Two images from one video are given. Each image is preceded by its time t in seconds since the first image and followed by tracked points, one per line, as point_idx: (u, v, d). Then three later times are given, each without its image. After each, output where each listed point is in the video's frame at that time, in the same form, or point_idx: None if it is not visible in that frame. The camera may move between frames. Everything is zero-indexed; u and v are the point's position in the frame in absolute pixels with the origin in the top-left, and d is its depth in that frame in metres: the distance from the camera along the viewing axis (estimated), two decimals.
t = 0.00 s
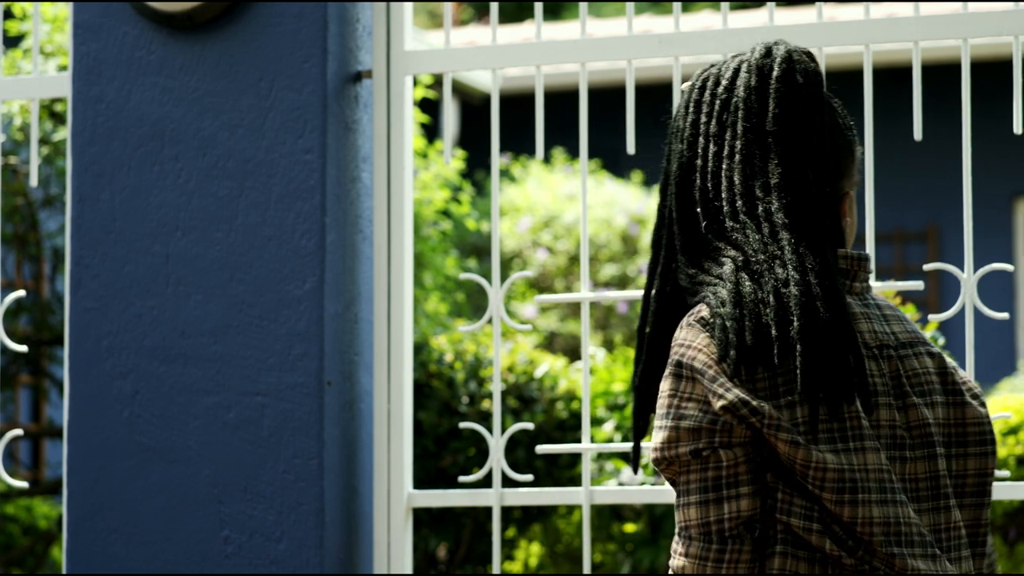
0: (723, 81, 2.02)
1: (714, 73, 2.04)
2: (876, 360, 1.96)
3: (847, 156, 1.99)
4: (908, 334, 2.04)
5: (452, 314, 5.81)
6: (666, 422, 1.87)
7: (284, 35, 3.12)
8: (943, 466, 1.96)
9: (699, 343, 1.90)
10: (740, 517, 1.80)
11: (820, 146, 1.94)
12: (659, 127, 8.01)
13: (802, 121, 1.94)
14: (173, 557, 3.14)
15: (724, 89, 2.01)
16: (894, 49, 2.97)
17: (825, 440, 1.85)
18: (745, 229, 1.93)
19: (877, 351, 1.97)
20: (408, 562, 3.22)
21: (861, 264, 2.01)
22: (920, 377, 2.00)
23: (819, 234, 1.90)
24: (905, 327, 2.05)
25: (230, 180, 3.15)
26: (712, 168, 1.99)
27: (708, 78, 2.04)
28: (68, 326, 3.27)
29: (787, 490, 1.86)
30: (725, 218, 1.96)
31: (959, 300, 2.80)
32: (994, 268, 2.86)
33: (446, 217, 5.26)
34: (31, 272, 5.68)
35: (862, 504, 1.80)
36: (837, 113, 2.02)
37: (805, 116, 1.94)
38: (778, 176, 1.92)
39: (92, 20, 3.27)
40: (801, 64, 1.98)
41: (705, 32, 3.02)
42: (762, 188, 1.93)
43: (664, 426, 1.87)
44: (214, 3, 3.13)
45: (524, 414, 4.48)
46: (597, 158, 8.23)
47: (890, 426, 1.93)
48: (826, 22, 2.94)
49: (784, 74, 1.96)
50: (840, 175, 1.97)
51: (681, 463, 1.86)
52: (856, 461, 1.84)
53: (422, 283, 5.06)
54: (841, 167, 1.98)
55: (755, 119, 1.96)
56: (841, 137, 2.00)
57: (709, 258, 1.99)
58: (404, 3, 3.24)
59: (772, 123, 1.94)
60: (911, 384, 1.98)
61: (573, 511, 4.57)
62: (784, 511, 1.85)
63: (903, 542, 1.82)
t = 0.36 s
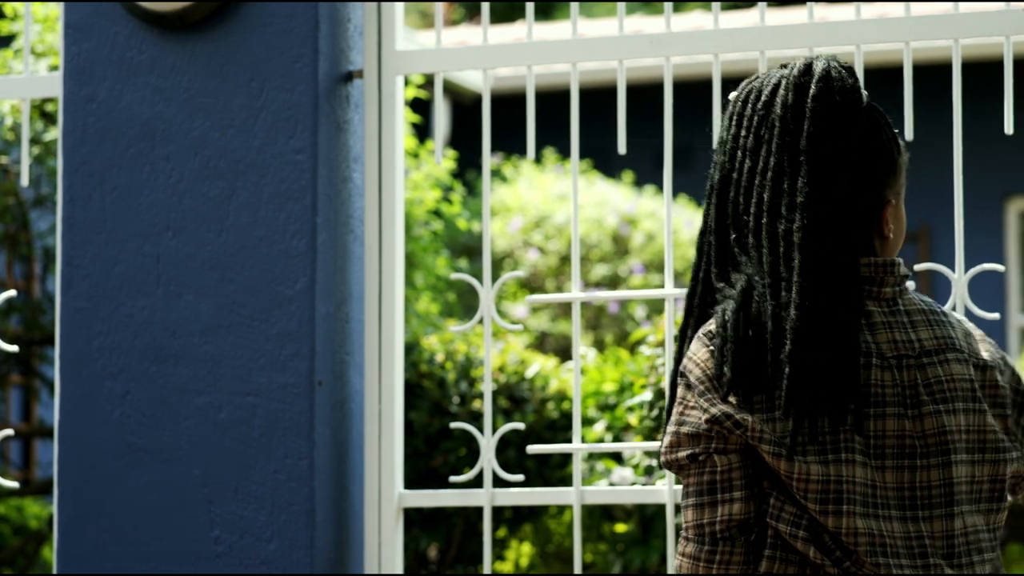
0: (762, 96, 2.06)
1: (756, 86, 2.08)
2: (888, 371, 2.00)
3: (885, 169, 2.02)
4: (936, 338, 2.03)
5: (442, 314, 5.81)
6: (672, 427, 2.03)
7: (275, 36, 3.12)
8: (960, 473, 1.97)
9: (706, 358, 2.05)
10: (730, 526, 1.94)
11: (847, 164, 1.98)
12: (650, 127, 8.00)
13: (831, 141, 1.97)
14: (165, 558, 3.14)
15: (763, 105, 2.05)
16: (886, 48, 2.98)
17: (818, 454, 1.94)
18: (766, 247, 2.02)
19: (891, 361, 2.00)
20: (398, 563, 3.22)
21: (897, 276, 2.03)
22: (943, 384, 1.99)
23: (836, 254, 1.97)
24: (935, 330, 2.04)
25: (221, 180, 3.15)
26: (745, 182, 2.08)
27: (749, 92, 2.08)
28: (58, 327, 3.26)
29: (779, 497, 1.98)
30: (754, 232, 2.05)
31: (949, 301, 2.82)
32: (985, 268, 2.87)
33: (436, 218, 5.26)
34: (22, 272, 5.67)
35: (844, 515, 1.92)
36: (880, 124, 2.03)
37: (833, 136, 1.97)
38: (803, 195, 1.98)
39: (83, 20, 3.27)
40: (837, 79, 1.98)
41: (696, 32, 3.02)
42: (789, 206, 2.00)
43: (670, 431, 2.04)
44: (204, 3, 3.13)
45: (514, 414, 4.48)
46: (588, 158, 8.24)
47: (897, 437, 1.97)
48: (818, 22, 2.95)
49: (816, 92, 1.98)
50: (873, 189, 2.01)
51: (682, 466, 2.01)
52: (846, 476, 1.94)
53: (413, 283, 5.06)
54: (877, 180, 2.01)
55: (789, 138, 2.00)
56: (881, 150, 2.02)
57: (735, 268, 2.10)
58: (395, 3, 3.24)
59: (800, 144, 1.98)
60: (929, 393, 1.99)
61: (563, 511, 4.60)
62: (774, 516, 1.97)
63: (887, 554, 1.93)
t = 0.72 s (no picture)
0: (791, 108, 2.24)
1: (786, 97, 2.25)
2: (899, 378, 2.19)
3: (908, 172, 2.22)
4: (951, 345, 2.20)
5: (416, 314, 5.82)
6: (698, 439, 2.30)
7: (249, 36, 3.11)
8: (969, 473, 2.14)
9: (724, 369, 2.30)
10: (743, 528, 2.20)
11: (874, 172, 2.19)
12: (624, 127, 8.02)
13: (859, 151, 2.18)
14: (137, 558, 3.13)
15: (792, 117, 2.22)
16: (860, 48, 3.00)
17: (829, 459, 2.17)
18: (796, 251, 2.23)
19: (903, 369, 2.19)
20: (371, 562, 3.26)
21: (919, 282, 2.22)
22: (953, 390, 2.17)
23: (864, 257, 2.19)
24: (951, 337, 2.21)
25: (195, 180, 3.14)
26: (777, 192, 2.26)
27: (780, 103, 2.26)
28: (31, 327, 3.24)
29: (789, 503, 2.21)
30: (783, 240, 2.26)
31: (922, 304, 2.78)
32: (958, 270, 2.84)
33: (411, 218, 5.26)
34: None
35: (844, 522, 2.14)
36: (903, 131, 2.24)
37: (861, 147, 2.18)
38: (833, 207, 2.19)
39: (55, 20, 3.25)
40: (863, 92, 2.19)
41: (672, 32, 3.03)
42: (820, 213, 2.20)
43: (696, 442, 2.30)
44: (178, 3, 3.12)
45: (487, 414, 4.48)
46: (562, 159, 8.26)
47: (905, 442, 2.17)
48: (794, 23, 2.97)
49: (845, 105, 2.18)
50: (898, 194, 2.21)
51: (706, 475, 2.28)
52: (851, 480, 2.16)
53: (386, 283, 5.06)
54: (902, 184, 2.22)
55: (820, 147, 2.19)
56: (902, 153, 2.22)
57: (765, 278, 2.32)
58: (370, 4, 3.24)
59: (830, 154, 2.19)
60: (938, 398, 2.17)
61: (537, 511, 4.58)
62: (784, 521, 2.20)
63: (889, 554, 2.15)
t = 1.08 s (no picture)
0: (764, 99, 2.18)
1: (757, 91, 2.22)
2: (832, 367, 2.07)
3: (879, 171, 2.13)
4: (889, 335, 2.08)
5: (365, 315, 5.80)
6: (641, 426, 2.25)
7: (198, 35, 3.09)
8: (895, 465, 2.03)
9: (670, 359, 2.22)
10: (668, 514, 2.15)
11: (843, 163, 2.10)
12: (574, 128, 8.04)
13: (827, 137, 2.10)
14: (86, 558, 3.10)
15: (766, 107, 2.17)
16: (810, 50, 3.03)
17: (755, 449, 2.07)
18: (761, 237, 2.14)
19: (834, 358, 2.08)
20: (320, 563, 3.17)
21: (870, 273, 2.10)
22: (882, 381, 2.05)
23: (825, 246, 2.09)
24: (890, 327, 2.08)
25: (143, 179, 3.11)
26: (749, 176, 2.18)
27: (751, 99, 2.22)
28: None
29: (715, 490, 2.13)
30: (755, 222, 2.16)
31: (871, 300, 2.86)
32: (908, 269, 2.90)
33: (360, 218, 5.24)
34: None
35: (757, 508, 2.06)
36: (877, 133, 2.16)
37: (830, 134, 2.10)
38: (801, 185, 2.09)
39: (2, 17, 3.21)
40: (835, 82, 2.12)
41: (621, 33, 3.05)
42: (786, 195, 2.11)
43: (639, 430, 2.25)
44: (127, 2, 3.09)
45: (436, 414, 4.48)
46: (511, 158, 8.28)
47: (826, 433, 2.06)
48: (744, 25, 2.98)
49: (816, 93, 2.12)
50: (868, 189, 2.12)
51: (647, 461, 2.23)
52: (770, 470, 2.06)
53: (336, 283, 5.04)
54: (871, 182, 2.12)
55: (789, 130, 2.12)
56: (875, 148, 2.14)
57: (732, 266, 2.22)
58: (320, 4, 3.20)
59: (800, 140, 2.10)
60: (864, 390, 2.06)
61: (485, 511, 4.60)
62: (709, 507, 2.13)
63: (800, 542, 2.06)
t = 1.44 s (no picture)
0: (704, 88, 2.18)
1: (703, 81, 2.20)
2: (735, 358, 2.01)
3: (816, 165, 2.09)
4: (792, 325, 2.00)
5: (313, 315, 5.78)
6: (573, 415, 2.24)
7: (147, 34, 3.07)
8: (791, 457, 1.95)
9: (599, 348, 2.20)
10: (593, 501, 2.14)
11: (775, 154, 2.07)
12: (523, 128, 8.06)
13: (757, 124, 2.08)
14: (32, 560, 3.08)
15: (703, 93, 2.16)
16: (758, 50, 3.06)
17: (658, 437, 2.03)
18: (683, 218, 2.12)
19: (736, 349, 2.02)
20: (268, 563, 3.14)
21: (782, 265, 2.03)
22: (781, 373, 1.98)
23: (745, 232, 2.06)
24: (795, 319, 2.00)
25: (91, 178, 3.09)
26: (678, 159, 2.16)
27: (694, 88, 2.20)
28: None
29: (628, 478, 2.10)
30: (679, 202, 2.14)
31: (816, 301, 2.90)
32: (854, 272, 2.93)
33: (308, 218, 5.22)
34: None
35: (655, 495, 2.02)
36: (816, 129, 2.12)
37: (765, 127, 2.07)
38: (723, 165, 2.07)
39: None
40: (772, 74, 2.10)
41: (570, 34, 3.06)
42: (709, 176, 2.09)
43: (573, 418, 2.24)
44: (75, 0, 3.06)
45: (385, 414, 4.48)
46: (460, 158, 8.29)
47: (724, 423, 2.00)
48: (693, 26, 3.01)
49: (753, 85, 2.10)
50: (802, 182, 2.08)
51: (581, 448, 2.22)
52: (670, 461, 2.01)
53: (284, 283, 5.01)
54: (806, 176, 2.08)
55: (721, 114, 2.10)
56: (813, 144, 2.10)
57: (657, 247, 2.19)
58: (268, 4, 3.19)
59: (729, 128, 2.08)
60: (762, 381, 1.99)
61: (434, 511, 4.58)
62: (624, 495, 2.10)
63: (696, 531, 1.99)
